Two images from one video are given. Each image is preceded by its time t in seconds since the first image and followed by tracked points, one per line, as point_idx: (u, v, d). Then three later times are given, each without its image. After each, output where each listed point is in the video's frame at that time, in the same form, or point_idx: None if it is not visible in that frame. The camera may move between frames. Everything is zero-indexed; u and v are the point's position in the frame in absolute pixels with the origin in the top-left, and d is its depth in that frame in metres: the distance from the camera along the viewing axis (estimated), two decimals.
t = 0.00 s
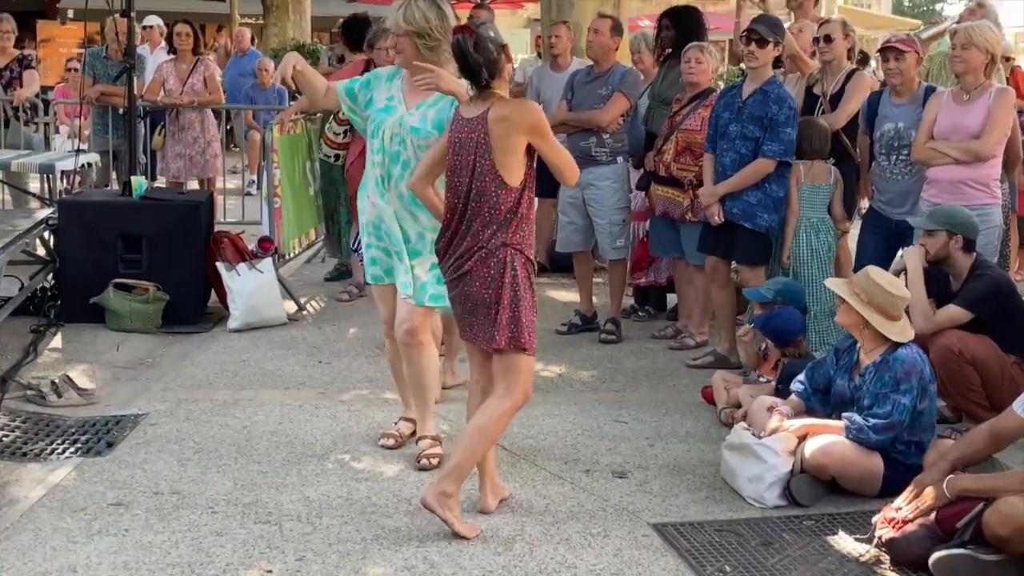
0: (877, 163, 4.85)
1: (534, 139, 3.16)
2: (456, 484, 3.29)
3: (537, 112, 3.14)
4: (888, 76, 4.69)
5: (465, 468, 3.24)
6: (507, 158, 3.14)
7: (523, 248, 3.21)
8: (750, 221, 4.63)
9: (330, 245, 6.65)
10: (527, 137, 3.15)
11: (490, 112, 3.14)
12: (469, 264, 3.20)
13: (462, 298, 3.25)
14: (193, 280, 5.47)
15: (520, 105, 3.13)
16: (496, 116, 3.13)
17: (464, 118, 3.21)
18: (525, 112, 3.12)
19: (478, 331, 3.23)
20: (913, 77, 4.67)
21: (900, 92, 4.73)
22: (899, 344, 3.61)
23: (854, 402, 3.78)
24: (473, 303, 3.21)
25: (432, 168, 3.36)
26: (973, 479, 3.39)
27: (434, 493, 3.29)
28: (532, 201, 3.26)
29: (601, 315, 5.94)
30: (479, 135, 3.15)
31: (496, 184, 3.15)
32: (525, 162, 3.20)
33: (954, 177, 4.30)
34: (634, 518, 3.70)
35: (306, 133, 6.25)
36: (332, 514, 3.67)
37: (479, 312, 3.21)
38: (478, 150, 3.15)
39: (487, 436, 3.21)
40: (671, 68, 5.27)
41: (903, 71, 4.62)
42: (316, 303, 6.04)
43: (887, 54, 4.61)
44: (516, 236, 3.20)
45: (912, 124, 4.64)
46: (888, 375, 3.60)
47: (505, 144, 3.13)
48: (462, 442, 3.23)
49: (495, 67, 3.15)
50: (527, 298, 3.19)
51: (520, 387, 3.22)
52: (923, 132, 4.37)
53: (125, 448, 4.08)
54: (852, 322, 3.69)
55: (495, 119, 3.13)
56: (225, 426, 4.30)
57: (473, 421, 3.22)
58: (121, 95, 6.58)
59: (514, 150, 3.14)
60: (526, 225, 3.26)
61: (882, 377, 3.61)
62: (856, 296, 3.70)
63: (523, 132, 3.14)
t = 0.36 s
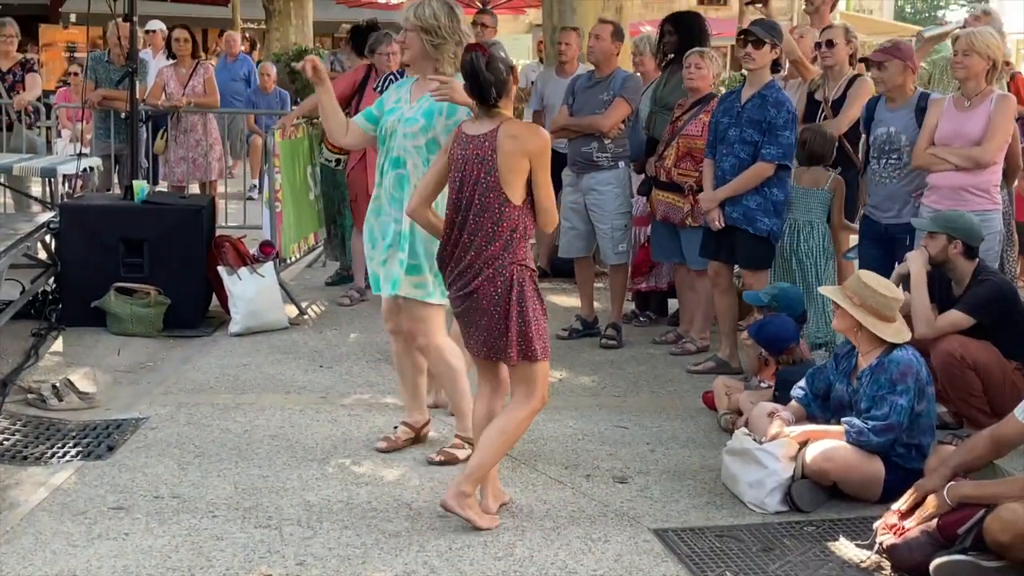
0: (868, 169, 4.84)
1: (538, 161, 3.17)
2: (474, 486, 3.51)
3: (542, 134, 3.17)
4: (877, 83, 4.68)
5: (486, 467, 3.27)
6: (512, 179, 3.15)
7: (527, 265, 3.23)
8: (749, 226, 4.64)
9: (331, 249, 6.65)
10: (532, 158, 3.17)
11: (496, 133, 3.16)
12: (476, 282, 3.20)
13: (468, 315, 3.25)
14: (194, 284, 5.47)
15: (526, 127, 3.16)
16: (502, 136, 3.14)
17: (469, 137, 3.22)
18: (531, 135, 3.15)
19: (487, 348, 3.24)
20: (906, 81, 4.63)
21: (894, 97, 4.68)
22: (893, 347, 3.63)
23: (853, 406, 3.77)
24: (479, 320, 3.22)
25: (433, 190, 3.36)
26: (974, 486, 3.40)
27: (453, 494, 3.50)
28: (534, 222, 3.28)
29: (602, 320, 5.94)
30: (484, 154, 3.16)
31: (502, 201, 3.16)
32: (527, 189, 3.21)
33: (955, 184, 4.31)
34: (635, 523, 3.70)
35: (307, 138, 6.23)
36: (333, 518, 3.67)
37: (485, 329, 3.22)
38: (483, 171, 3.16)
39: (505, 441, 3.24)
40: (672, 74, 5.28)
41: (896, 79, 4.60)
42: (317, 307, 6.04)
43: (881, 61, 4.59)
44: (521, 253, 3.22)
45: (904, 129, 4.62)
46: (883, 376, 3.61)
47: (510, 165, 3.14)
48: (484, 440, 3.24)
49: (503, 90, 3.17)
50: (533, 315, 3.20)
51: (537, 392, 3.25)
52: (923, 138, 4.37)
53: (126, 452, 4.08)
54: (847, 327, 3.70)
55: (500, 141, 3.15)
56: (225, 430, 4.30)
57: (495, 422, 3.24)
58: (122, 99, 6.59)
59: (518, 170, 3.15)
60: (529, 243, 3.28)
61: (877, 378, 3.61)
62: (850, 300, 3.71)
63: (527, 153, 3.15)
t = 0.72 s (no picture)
0: (860, 168, 4.86)
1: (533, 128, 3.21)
2: (460, 486, 3.52)
3: (538, 102, 3.21)
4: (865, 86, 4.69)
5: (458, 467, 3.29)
6: (506, 145, 3.18)
7: (514, 236, 3.24)
8: (740, 225, 4.64)
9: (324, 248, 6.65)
10: (527, 125, 3.20)
11: (493, 99, 3.18)
12: (460, 247, 3.21)
13: (452, 283, 3.25)
14: (189, 282, 5.46)
15: (523, 94, 3.20)
16: (498, 103, 3.17)
17: (465, 105, 3.24)
18: (527, 102, 3.18)
19: (464, 315, 3.24)
20: (895, 83, 4.64)
21: (884, 99, 4.70)
22: (892, 349, 3.63)
23: (847, 407, 3.78)
24: (463, 289, 3.22)
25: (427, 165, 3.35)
26: (967, 485, 3.42)
27: (439, 496, 3.53)
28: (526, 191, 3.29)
29: (597, 319, 5.95)
30: (478, 120, 3.19)
31: (492, 166, 3.18)
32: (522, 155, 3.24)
33: (948, 185, 4.32)
34: (628, 521, 3.71)
35: (302, 136, 6.23)
36: (326, 516, 3.67)
37: (469, 298, 3.21)
38: (476, 137, 3.18)
39: (468, 432, 3.24)
40: (670, 73, 5.28)
41: (885, 83, 4.62)
42: (312, 306, 6.05)
43: (868, 64, 4.61)
44: (509, 223, 3.22)
45: (890, 130, 4.64)
46: (880, 379, 3.61)
47: (504, 131, 3.17)
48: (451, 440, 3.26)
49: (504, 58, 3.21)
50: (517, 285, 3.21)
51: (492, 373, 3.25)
52: (916, 140, 4.36)
53: (120, 449, 4.08)
54: (846, 326, 3.71)
55: (496, 107, 3.18)
56: (219, 428, 4.30)
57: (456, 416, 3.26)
58: (118, 97, 6.58)
59: (513, 136, 3.18)
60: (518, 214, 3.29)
61: (874, 381, 3.62)
62: (853, 300, 3.73)
63: (523, 119, 3.19)
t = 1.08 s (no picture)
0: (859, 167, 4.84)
1: (520, 151, 3.21)
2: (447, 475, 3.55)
3: (525, 125, 3.21)
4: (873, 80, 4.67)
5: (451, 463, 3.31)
6: (490, 166, 3.18)
7: (498, 254, 3.26)
8: (739, 226, 4.64)
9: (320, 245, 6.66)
10: (513, 147, 3.20)
11: (480, 119, 3.20)
12: (446, 264, 3.23)
13: (438, 298, 3.29)
14: (185, 278, 5.48)
15: (510, 116, 3.21)
16: (485, 123, 3.19)
17: (453, 123, 3.25)
18: (514, 126, 3.19)
19: (453, 331, 3.28)
20: (900, 81, 4.63)
21: (888, 96, 4.69)
22: (889, 350, 3.63)
23: (842, 405, 3.78)
24: (448, 305, 3.26)
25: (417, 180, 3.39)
26: (963, 483, 3.42)
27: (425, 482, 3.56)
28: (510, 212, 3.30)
29: (592, 316, 5.97)
30: (464, 139, 3.19)
31: (478, 185, 3.19)
32: (507, 174, 3.24)
33: (944, 183, 4.29)
34: (624, 519, 3.71)
35: (298, 133, 6.24)
36: (322, 512, 3.68)
37: (453, 314, 3.25)
38: (461, 156, 3.19)
39: (474, 433, 3.26)
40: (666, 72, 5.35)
41: (887, 77, 4.59)
42: (309, 303, 6.05)
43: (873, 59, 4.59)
44: (495, 241, 3.25)
45: (894, 128, 4.62)
46: (877, 379, 3.62)
47: (489, 151, 3.17)
48: (457, 430, 3.27)
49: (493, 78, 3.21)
50: (501, 304, 3.24)
51: (510, 382, 3.26)
52: (913, 138, 4.36)
53: (115, 446, 4.08)
54: (844, 328, 3.68)
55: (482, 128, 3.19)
56: (215, 425, 4.30)
57: (467, 411, 3.28)
58: (115, 94, 6.58)
59: (497, 156, 3.18)
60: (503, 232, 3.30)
61: (872, 380, 3.63)
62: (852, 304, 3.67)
63: (508, 141, 3.19)
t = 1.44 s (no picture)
0: (822, 176, 5.27)
1: (506, 166, 3.68)
2: (421, 445, 4.14)
3: (511, 146, 3.68)
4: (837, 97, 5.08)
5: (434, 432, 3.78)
6: (479, 180, 3.65)
7: (490, 258, 3.73)
8: (722, 229, 5.10)
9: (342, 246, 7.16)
10: (501, 164, 3.67)
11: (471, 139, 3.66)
12: (443, 267, 3.71)
13: (437, 297, 3.78)
14: (223, 278, 5.95)
15: (498, 136, 3.67)
16: (476, 142, 3.64)
17: (448, 142, 3.72)
18: (500, 145, 3.65)
19: (450, 325, 3.76)
20: (860, 100, 5.06)
21: (847, 112, 5.12)
22: (848, 334, 4.09)
23: (809, 388, 4.24)
24: (446, 303, 3.74)
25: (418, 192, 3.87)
26: (919, 459, 3.95)
27: (402, 452, 4.15)
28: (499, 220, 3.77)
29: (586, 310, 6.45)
30: (456, 157, 3.66)
31: (469, 198, 3.66)
32: (495, 187, 3.70)
33: (901, 191, 4.67)
34: (615, 490, 4.17)
35: (323, 145, 6.74)
36: (345, 484, 4.14)
37: (451, 313, 3.73)
38: (454, 173, 3.65)
39: (451, 406, 3.74)
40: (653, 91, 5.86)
41: (851, 94, 5.01)
42: (333, 297, 6.53)
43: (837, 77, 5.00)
44: (485, 247, 3.72)
45: (854, 142, 5.05)
46: (837, 361, 4.07)
47: (479, 168, 3.64)
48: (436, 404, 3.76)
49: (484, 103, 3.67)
50: (491, 301, 3.71)
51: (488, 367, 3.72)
52: (874, 150, 4.76)
53: (161, 424, 4.55)
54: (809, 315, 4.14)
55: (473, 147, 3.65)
56: (250, 405, 4.77)
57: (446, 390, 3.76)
58: (161, 109, 7.08)
59: (487, 172, 3.65)
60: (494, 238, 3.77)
61: (832, 363, 4.08)
62: (814, 293, 4.16)
63: (497, 159, 3.65)
